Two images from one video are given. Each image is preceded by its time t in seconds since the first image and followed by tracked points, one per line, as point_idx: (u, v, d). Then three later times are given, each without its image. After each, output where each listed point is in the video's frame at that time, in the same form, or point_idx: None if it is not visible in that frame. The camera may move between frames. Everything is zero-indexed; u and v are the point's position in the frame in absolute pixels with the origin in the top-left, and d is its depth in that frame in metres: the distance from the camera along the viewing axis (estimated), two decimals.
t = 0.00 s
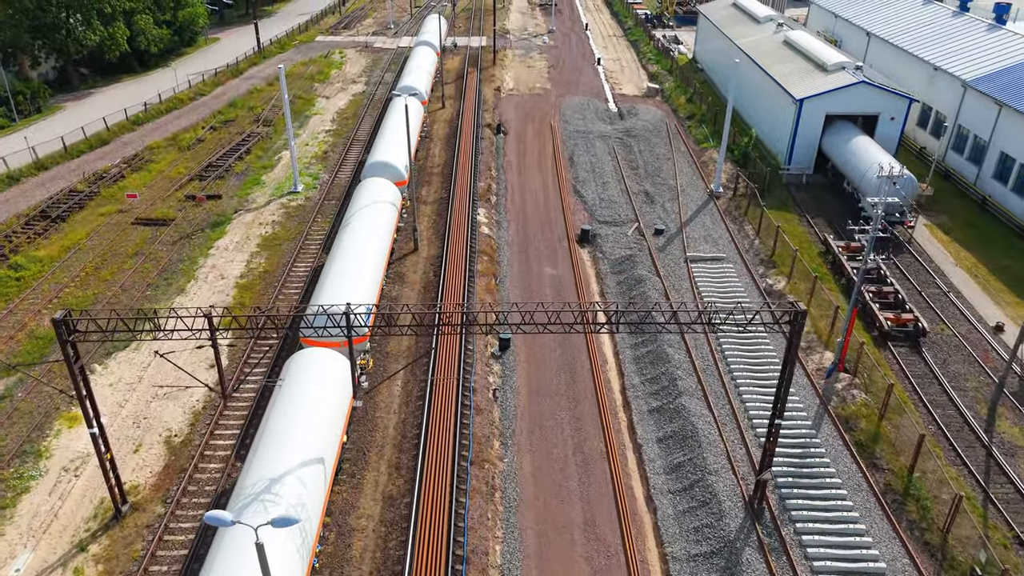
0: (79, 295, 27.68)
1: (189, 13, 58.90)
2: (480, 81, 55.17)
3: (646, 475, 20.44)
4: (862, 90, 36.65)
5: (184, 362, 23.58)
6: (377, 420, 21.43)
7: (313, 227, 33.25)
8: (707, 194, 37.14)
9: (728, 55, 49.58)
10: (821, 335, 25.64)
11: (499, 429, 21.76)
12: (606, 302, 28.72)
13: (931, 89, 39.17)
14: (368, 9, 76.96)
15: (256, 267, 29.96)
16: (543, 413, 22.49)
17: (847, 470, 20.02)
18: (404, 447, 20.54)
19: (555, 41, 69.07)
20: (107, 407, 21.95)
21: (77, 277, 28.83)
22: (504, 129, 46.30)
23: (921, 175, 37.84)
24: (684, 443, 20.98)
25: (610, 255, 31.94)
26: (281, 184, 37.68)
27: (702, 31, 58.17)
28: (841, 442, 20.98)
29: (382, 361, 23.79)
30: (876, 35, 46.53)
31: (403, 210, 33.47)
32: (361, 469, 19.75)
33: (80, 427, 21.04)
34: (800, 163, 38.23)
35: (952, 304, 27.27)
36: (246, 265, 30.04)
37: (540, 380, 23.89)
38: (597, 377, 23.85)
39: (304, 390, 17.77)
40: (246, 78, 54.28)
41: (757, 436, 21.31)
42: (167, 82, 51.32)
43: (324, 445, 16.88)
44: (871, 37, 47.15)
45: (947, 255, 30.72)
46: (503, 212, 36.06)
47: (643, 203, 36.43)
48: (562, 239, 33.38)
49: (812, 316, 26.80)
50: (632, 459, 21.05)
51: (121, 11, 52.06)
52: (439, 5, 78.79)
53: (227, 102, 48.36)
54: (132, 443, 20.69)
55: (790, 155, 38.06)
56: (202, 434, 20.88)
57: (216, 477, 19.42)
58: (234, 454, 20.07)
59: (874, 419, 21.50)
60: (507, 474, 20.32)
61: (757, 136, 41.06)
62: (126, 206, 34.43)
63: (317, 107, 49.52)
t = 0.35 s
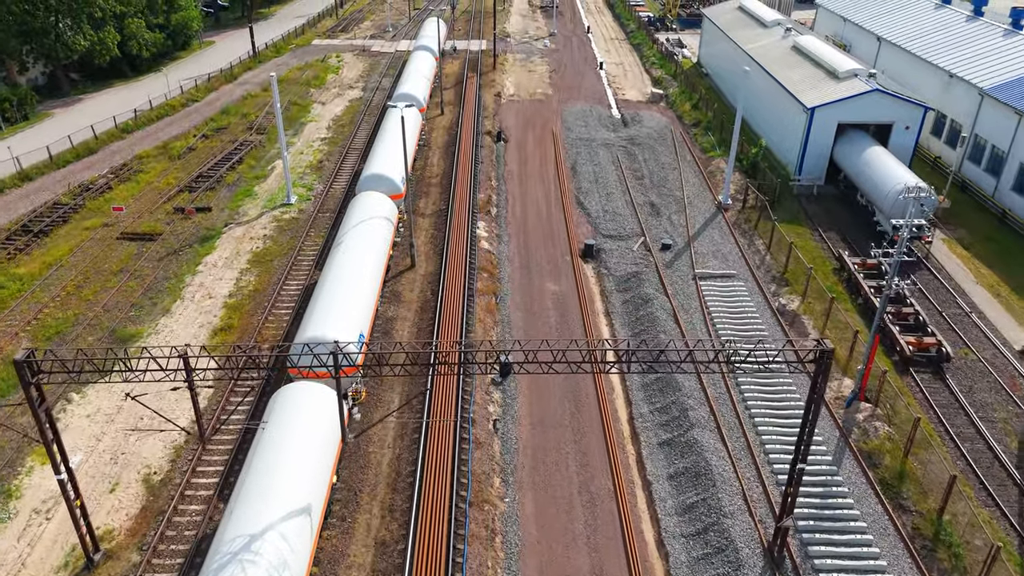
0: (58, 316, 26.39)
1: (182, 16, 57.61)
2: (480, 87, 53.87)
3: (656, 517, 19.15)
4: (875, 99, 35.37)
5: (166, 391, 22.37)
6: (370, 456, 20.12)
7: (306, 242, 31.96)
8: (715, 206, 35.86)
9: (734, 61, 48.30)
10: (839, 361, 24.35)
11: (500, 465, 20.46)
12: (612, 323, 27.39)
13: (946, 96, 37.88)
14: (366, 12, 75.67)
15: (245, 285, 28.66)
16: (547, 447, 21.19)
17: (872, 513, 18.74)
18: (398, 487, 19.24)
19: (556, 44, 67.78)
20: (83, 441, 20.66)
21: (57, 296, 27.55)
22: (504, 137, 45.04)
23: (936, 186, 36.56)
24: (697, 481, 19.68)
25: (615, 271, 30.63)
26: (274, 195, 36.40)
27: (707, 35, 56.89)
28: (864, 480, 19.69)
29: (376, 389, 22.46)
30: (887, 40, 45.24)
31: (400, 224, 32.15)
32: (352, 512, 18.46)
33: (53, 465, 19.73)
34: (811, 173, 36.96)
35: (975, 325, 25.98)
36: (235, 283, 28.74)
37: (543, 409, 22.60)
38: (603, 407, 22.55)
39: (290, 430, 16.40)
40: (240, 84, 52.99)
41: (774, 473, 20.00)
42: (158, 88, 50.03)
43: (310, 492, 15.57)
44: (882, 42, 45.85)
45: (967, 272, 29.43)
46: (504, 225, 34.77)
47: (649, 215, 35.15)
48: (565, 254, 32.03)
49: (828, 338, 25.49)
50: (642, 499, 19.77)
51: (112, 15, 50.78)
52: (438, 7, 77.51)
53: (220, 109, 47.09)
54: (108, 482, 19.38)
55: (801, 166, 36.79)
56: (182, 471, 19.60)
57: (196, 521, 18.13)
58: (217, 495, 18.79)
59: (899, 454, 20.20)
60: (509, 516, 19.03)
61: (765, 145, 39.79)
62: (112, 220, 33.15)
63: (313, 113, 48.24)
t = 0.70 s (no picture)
0: (35, 340, 25.09)
1: (174, 19, 56.30)
2: (479, 92, 52.60)
3: (668, 565, 17.85)
4: (889, 107, 34.04)
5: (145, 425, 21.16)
6: (361, 497, 18.81)
7: (297, 258, 30.68)
8: (723, 219, 34.56)
9: (741, 67, 47.03)
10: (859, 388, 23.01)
11: (501, 506, 19.15)
12: (618, 345, 26.07)
13: (962, 105, 36.61)
14: (363, 15, 74.40)
15: (233, 305, 27.34)
16: (550, 485, 19.85)
17: (901, 560, 17.44)
18: (391, 532, 17.92)
19: (557, 48, 66.52)
20: (55, 480, 19.34)
21: (35, 318, 26.25)
22: (504, 145, 43.75)
23: (952, 198, 35.27)
24: (712, 525, 18.37)
25: (621, 289, 29.30)
26: (265, 208, 35.07)
27: (711, 39, 55.63)
28: (890, 523, 18.39)
29: (369, 421, 21.15)
30: (898, 45, 43.97)
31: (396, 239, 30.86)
32: (340, 561, 17.15)
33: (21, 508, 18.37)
34: (822, 185, 35.71)
35: (1000, 350, 24.69)
36: (222, 303, 27.41)
37: (546, 443, 21.26)
38: (610, 440, 21.22)
39: (271, 481, 15.09)
40: (233, 89, 51.71)
41: (794, 515, 18.68)
42: (149, 94, 48.73)
43: (292, 549, 14.24)
44: (893, 48, 44.56)
45: (989, 291, 28.12)
46: (504, 239, 33.45)
47: (655, 229, 33.86)
48: (567, 270, 30.70)
49: (846, 364, 24.21)
50: (652, 543, 18.48)
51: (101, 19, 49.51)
52: (437, 10, 76.24)
53: (212, 116, 45.81)
54: (80, 527, 18.05)
55: (812, 177, 35.50)
56: (160, 514, 18.31)
57: (173, 571, 16.84)
58: (196, 541, 17.51)
59: (927, 495, 18.94)
60: (510, 564, 17.70)
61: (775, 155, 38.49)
62: (96, 235, 31.87)
63: (307, 121, 46.93)
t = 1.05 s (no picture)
0: (10, 366, 23.83)
1: (167, 24, 55.05)
2: (479, 98, 51.33)
3: None
4: (905, 117, 32.72)
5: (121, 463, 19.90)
6: (351, 545, 17.50)
7: (289, 276, 29.38)
8: (732, 233, 33.29)
9: (748, 73, 45.76)
10: (881, 420, 21.70)
11: (501, 553, 17.85)
12: (624, 371, 24.75)
13: (979, 114, 35.30)
14: (361, 18, 73.15)
15: (220, 328, 26.07)
16: (555, 530, 18.52)
17: None
18: None
19: (558, 52, 65.28)
20: (23, 524, 18.03)
21: (11, 342, 24.99)
22: (505, 153, 42.48)
23: (970, 211, 33.96)
24: None
25: (627, 309, 27.96)
26: (256, 221, 33.76)
27: (717, 43, 54.39)
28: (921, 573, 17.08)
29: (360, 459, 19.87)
30: (911, 51, 42.72)
31: (392, 256, 29.57)
32: None
33: None
34: (835, 197, 34.44)
35: None
36: (209, 326, 26.14)
37: (550, 482, 19.94)
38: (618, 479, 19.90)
39: (249, 550, 13.80)
40: (227, 95, 50.46)
41: (817, 565, 17.37)
42: (139, 101, 47.47)
43: None
44: (905, 53, 43.27)
45: (1013, 311, 26.81)
46: (505, 254, 32.16)
47: (661, 244, 32.57)
48: (570, 289, 29.38)
49: (866, 392, 22.90)
50: None
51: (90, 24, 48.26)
52: (436, 12, 74.96)
53: (204, 124, 44.56)
54: None
55: (824, 189, 34.22)
56: (135, 564, 17.04)
57: None
58: None
59: (958, 542, 17.64)
60: None
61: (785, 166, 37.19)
62: (79, 251, 30.59)
63: (302, 128, 45.67)
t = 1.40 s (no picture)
0: None
1: (158, 28, 53.75)
2: (478, 105, 50.08)
3: None
4: (921, 129, 31.46)
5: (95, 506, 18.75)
6: None
7: (279, 296, 28.10)
8: (741, 248, 32.01)
9: (756, 81, 44.52)
10: (905, 456, 20.46)
11: None
12: (631, 399, 23.45)
13: (997, 124, 34.04)
14: (358, 21, 71.86)
15: (205, 353, 24.77)
16: None
17: None
18: None
19: (559, 56, 64.00)
20: None
21: None
22: (505, 163, 41.25)
23: (988, 225, 32.71)
24: None
25: (633, 331, 26.66)
26: (247, 236, 32.45)
27: (722, 48, 53.27)
28: None
29: (351, 506, 18.79)
30: (923, 57, 41.51)
31: (386, 275, 28.27)
32: None
33: None
34: (848, 211, 33.16)
35: None
36: (193, 351, 24.85)
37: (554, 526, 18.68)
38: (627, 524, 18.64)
39: None
40: (219, 102, 49.16)
41: None
42: (129, 108, 46.17)
43: None
44: (917, 60, 42.03)
45: None
46: (505, 270, 30.88)
47: (668, 260, 31.30)
48: (573, 308, 28.06)
49: (888, 425, 21.63)
50: None
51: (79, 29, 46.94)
52: (434, 15, 73.68)
53: (195, 132, 43.27)
54: None
55: (837, 202, 32.94)
56: None
57: None
58: None
59: None
60: None
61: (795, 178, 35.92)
62: (60, 269, 29.29)
63: (296, 136, 44.38)
